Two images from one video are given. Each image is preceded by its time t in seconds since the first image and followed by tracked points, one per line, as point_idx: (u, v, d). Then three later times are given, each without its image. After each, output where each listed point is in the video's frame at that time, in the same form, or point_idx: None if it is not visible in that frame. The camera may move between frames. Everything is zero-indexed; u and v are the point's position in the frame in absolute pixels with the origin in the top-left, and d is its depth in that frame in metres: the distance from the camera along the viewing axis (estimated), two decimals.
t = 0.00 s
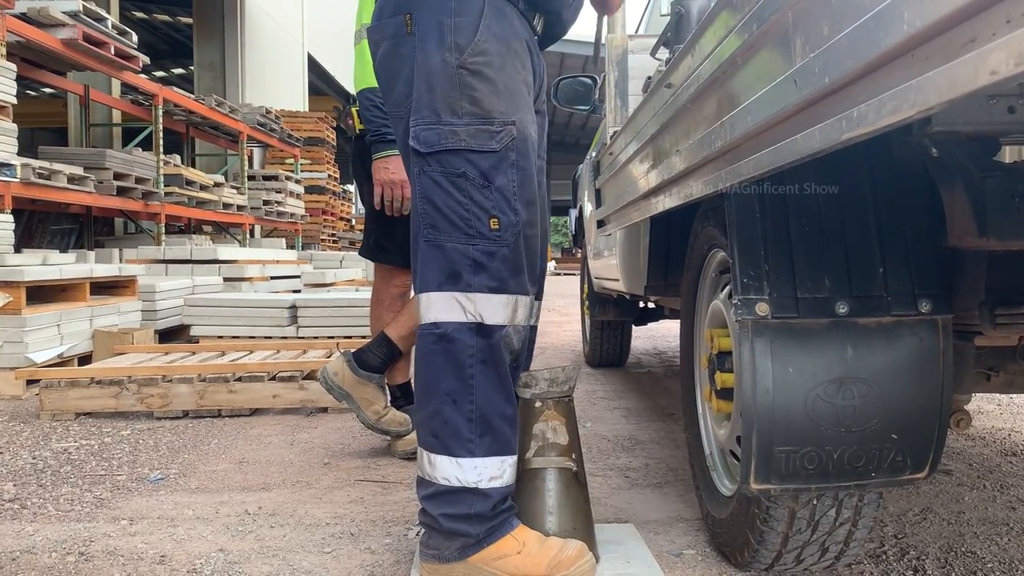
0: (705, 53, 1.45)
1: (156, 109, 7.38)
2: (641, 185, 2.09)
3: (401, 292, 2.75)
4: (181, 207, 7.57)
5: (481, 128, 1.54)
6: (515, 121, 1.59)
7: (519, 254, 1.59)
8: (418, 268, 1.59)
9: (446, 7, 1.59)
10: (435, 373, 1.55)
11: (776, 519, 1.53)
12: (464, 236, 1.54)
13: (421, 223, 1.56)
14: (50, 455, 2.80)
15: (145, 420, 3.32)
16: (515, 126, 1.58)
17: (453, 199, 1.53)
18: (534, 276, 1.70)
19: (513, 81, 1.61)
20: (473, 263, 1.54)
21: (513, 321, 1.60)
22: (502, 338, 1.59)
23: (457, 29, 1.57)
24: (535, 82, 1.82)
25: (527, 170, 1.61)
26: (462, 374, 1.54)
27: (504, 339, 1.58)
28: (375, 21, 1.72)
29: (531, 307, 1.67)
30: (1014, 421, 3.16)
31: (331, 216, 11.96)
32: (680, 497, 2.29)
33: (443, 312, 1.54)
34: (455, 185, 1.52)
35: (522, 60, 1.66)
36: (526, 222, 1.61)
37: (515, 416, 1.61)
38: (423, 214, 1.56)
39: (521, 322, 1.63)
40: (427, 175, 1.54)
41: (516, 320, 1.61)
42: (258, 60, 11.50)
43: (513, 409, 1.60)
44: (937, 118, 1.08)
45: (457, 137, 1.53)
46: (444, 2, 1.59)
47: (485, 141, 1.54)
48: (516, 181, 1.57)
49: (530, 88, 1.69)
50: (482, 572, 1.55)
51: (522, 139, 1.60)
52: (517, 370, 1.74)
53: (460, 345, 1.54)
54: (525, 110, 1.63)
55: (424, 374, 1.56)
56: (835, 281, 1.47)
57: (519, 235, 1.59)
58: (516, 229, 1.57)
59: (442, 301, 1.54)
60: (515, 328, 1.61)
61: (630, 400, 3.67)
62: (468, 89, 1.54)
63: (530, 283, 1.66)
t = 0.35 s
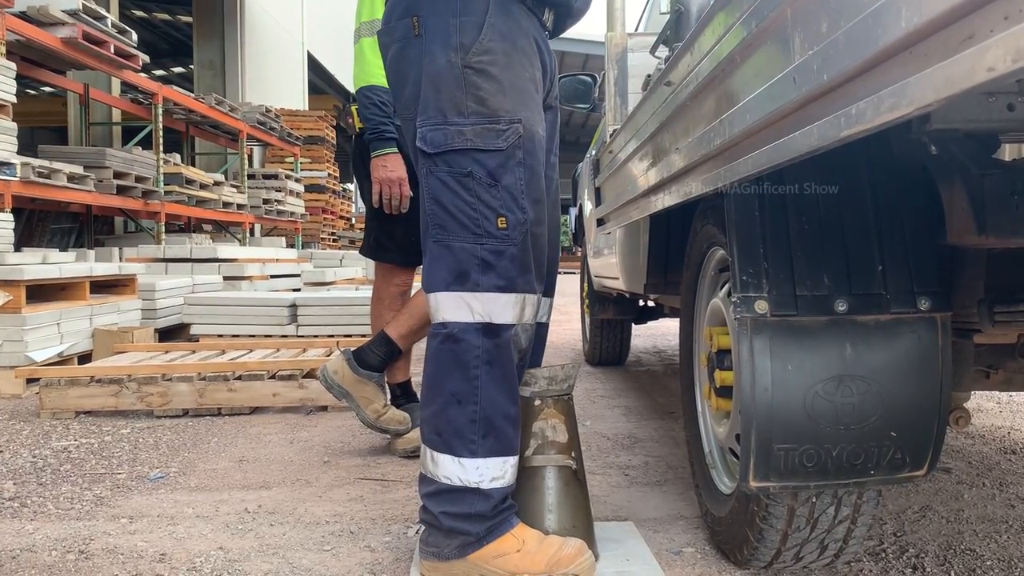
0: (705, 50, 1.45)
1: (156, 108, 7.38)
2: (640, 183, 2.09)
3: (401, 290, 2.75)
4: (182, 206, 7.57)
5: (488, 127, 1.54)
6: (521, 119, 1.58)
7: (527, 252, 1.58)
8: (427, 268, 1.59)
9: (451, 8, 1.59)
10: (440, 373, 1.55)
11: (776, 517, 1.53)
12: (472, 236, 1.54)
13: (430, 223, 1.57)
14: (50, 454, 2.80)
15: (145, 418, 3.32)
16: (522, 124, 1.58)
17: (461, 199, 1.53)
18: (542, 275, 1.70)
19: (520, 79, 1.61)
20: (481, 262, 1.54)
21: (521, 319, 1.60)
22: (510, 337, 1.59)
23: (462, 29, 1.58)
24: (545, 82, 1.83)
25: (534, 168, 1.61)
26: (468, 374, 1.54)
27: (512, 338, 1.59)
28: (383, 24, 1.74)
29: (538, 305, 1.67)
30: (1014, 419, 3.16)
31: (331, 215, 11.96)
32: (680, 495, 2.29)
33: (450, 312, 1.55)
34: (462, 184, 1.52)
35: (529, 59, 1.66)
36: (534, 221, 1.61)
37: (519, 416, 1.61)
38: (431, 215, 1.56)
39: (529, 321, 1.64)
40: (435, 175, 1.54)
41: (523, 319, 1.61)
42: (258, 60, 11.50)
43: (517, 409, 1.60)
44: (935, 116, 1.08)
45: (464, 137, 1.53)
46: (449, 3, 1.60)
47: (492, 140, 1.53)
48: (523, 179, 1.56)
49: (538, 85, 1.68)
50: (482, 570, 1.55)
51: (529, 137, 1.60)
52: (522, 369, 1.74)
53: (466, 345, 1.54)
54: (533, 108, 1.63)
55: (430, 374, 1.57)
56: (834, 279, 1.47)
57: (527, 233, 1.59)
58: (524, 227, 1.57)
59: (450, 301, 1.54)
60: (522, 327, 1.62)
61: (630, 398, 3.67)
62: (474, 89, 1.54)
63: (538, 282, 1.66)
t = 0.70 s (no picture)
0: (705, 49, 1.45)
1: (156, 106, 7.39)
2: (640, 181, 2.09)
3: (400, 288, 2.75)
4: (181, 204, 7.56)
5: (507, 127, 1.54)
6: (539, 120, 1.59)
7: (541, 253, 1.60)
8: (439, 265, 1.58)
9: (472, 6, 1.59)
10: (449, 371, 1.55)
11: (776, 515, 1.54)
12: (488, 235, 1.54)
13: (444, 220, 1.56)
14: (50, 452, 2.80)
15: (145, 417, 3.33)
16: (539, 125, 1.59)
17: (478, 198, 1.53)
18: (553, 275, 1.71)
19: (537, 81, 1.62)
20: (496, 261, 1.54)
21: (533, 318, 1.60)
22: (522, 337, 1.59)
23: (484, 28, 1.58)
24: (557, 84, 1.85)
25: (549, 169, 1.62)
26: (477, 372, 1.54)
27: (524, 337, 1.59)
28: (398, 19, 1.74)
29: (548, 305, 1.67)
30: (1014, 417, 3.16)
31: (331, 213, 11.96)
32: (681, 494, 2.29)
33: (462, 309, 1.54)
34: (480, 184, 1.53)
35: (545, 61, 1.67)
36: (547, 222, 1.62)
37: (525, 416, 1.61)
38: (447, 212, 1.56)
39: (539, 320, 1.64)
40: (452, 173, 1.54)
41: (534, 318, 1.62)
42: (258, 58, 11.50)
43: (524, 408, 1.60)
44: (936, 114, 1.08)
45: (483, 136, 1.53)
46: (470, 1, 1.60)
47: (511, 139, 1.54)
48: (539, 180, 1.58)
49: (552, 87, 1.70)
50: (482, 569, 1.56)
51: (545, 138, 1.62)
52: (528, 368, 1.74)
53: (478, 343, 1.54)
54: (548, 110, 1.64)
55: (439, 372, 1.56)
56: (835, 278, 1.47)
57: (541, 233, 1.60)
58: (539, 228, 1.58)
59: (462, 298, 1.54)
60: (533, 326, 1.62)
61: (630, 397, 3.67)
62: (494, 88, 1.55)
63: (549, 282, 1.67)
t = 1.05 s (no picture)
0: (705, 48, 1.45)
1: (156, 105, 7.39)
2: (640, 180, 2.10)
3: (400, 287, 2.75)
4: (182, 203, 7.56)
5: (518, 125, 1.55)
6: (549, 120, 1.61)
7: (548, 252, 1.61)
8: (445, 262, 1.57)
9: (483, 3, 1.60)
10: (456, 369, 1.54)
11: (777, 513, 1.53)
12: (496, 232, 1.54)
13: (453, 217, 1.55)
14: (51, 451, 2.80)
15: (146, 416, 3.33)
16: (550, 124, 1.61)
17: (487, 195, 1.53)
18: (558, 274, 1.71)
19: (547, 80, 1.64)
20: (504, 259, 1.54)
21: (540, 318, 1.60)
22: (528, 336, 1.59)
23: (495, 25, 1.59)
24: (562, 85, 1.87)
25: (557, 169, 1.64)
26: (483, 370, 1.54)
27: (531, 336, 1.59)
28: (406, 12, 1.73)
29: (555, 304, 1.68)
30: (1014, 415, 3.16)
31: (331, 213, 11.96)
32: (681, 492, 2.29)
33: (469, 306, 1.54)
34: (490, 181, 1.53)
35: (554, 60, 1.70)
36: (555, 221, 1.63)
37: (529, 415, 1.62)
38: (455, 209, 1.55)
39: (546, 319, 1.64)
40: (461, 169, 1.53)
41: (541, 317, 1.62)
42: (258, 57, 11.50)
43: (529, 407, 1.61)
44: (938, 111, 1.08)
45: (495, 133, 1.54)
46: None
47: (521, 138, 1.55)
48: (548, 179, 1.59)
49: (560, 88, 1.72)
50: (483, 567, 1.56)
51: (555, 138, 1.63)
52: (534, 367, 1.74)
53: (485, 341, 1.54)
54: (557, 109, 1.66)
55: (445, 369, 1.55)
56: (836, 276, 1.47)
57: (549, 232, 1.61)
58: (547, 227, 1.59)
59: (469, 295, 1.54)
60: (540, 325, 1.62)
61: (631, 395, 3.67)
62: (505, 85, 1.56)
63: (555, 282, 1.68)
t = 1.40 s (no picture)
0: (705, 48, 1.45)
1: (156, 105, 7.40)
2: (641, 180, 2.10)
3: (402, 287, 2.75)
4: (183, 203, 7.56)
5: (476, 123, 1.54)
6: (511, 116, 1.59)
7: (512, 249, 1.58)
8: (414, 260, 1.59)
9: None
10: (435, 365, 1.55)
11: (778, 514, 1.54)
12: (456, 230, 1.54)
13: (415, 216, 1.56)
14: (52, 451, 2.80)
15: (147, 416, 3.33)
16: (511, 121, 1.58)
17: (447, 193, 1.53)
18: (533, 270, 1.67)
19: (509, 77, 1.61)
20: (464, 257, 1.54)
21: (507, 315, 1.59)
22: (496, 333, 1.58)
23: (452, 23, 1.58)
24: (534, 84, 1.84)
25: (522, 166, 1.60)
26: (461, 365, 1.55)
27: (497, 333, 1.58)
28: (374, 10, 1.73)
29: (529, 303, 1.65)
30: (1016, 415, 3.16)
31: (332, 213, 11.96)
32: (682, 492, 2.29)
33: (439, 304, 1.55)
34: (449, 179, 1.53)
35: (519, 57, 1.67)
36: (520, 219, 1.60)
37: (516, 407, 1.61)
38: (418, 207, 1.56)
39: (517, 319, 1.62)
40: (423, 169, 1.54)
41: (510, 316, 1.60)
42: (259, 57, 11.50)
43: (514, 398, 1.60)
44: (939, 112, 1.08)
45: (452, 131, 1.53)
46: None
47: (479, 136, 1.53)
48: (510, 177, 1.56)
49: (528, 84, 1.69)
50: (485, 566, 1.56)
51: (518, 134, 1.60)
52: (516, 366, 1.73)
53: (457, 337, 1.55)
54: (521, 106, 1.63)
55: (425, 366, 1.56)
56: (836, 276, 1.47)
57: (514, 230, 1.58)
58: (509, 225, 1.56)
59: (437, 292, 1.55)
60: (508, 323, 1.60)
61: (632, 396, 3.67)
62: (463, 84, 1.55)
63: (528, 279, 1.66)
